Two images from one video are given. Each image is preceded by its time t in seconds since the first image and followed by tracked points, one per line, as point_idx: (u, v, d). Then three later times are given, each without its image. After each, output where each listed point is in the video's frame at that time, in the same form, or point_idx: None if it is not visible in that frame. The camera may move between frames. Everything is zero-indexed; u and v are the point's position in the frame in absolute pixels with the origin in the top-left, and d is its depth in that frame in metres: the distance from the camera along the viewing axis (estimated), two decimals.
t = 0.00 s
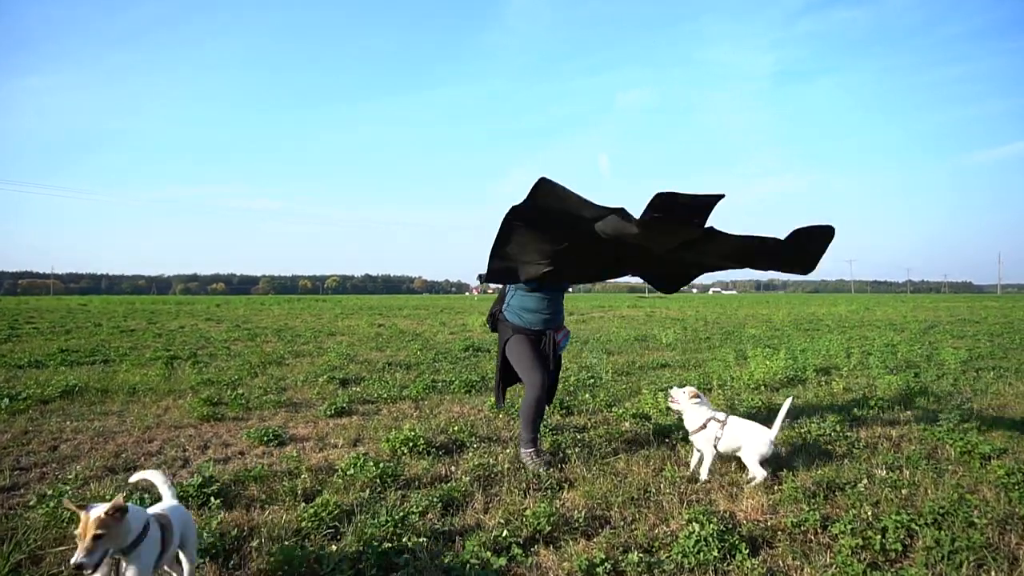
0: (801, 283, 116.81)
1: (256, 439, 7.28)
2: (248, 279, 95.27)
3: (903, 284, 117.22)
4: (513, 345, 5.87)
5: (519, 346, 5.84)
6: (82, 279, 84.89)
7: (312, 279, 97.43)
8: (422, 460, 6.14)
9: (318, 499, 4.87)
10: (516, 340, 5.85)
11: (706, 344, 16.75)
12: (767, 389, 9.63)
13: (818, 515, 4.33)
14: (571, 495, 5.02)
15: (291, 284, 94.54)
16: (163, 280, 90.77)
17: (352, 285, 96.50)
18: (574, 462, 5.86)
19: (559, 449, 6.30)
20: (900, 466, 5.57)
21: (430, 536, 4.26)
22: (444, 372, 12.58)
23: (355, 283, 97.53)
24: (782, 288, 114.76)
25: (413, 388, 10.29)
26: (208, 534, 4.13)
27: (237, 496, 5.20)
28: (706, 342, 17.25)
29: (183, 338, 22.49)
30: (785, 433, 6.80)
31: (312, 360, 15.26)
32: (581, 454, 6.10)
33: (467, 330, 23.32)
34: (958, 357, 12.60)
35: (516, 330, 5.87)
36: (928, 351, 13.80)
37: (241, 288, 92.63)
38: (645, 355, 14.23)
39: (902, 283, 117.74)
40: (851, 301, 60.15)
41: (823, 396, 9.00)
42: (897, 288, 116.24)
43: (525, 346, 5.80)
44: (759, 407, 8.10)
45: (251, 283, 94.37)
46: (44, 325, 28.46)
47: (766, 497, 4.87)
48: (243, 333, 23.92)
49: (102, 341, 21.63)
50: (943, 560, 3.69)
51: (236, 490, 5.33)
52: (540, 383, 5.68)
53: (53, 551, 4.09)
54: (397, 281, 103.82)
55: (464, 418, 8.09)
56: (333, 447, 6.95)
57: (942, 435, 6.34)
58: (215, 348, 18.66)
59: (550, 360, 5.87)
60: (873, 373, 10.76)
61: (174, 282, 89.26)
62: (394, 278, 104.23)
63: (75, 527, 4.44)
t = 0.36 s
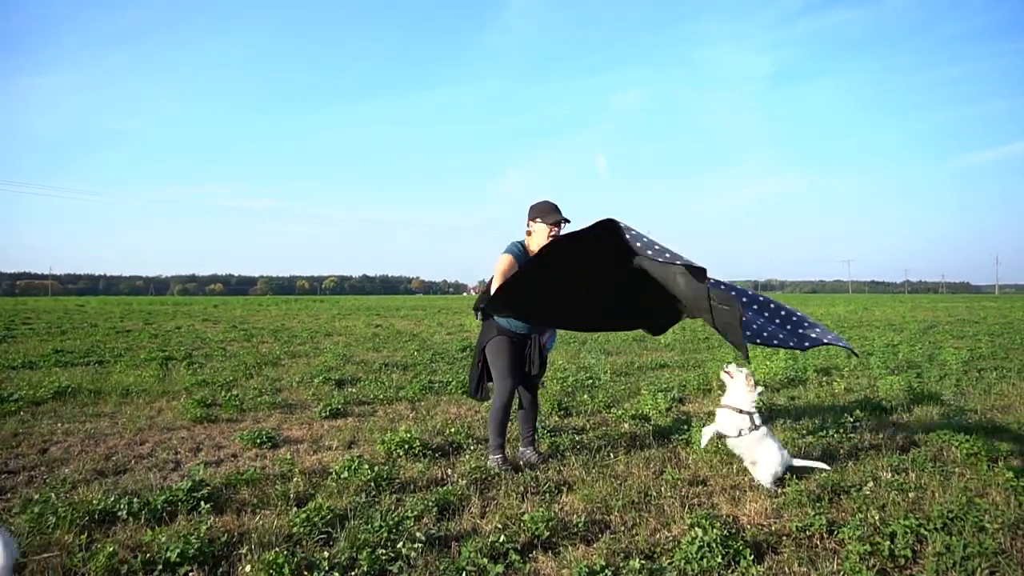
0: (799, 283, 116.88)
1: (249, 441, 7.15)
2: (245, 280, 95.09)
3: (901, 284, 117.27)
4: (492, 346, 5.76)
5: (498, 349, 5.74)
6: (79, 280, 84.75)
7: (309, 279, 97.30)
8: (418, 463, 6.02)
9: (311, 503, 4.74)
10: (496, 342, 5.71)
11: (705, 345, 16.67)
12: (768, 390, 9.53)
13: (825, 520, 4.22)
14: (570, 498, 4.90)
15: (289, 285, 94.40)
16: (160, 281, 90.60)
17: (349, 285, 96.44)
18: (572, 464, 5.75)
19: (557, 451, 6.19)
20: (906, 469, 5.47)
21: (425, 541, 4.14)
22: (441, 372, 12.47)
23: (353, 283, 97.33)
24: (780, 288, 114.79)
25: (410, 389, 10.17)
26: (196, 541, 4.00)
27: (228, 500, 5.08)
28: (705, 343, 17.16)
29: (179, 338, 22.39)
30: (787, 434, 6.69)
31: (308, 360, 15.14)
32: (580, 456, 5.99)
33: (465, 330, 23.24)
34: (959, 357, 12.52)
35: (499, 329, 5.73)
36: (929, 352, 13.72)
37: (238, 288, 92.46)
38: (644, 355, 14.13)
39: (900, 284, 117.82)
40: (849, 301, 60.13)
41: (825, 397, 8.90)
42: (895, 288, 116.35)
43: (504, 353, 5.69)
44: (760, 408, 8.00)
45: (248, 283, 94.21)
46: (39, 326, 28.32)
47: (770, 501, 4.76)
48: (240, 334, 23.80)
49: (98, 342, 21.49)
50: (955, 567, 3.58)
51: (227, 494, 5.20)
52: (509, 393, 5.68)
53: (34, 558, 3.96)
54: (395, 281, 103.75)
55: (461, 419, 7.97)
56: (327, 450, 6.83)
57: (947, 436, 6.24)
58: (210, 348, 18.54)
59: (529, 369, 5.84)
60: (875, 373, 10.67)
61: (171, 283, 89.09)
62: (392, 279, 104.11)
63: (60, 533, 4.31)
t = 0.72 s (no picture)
0: (781, 283, 117.97)
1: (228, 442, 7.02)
2: (227, 280, 94.17)
3: (880, 285, 118.85)
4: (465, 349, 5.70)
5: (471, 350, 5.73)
6: (56, 280, 83.36)
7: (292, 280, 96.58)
8: (401, 463, 5.93)
9: (291, 506, 4.64)
10: (466, 344, 5.74)
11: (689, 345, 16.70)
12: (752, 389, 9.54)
13: (811, 519, 4.19)
14: (555, 499, 4.84)
15: (272, 285, 93.58)
16: (141, 281, 89.49)
17: (333, 285, 95.82)
18: (558, 464, 5.70)
19: (542, 451, 6.14)
20: (890, 467, 5.47)
21: (408, 543, 4.06)
22: (425, 372, 12.36)
23: (336, 283, 96.76)
24: (762, 288, 115.91)
25: (393, 389, 10.07)
26: (171, 545, 3.88)
27: (206, 503, 4.96)
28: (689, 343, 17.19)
29: (158, 339, 22.11)
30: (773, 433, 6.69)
31: (290, 360, 14.97)
32: (565, 456, 5.94)
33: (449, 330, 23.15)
34: (939, 357, 12.64)
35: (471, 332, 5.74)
36: (910, 351, 13.84)
37: (220, 288, 91.52)
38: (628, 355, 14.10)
39: (879, 285, 119.38)
40: (830, 301, 60.71)
41: (808, 396, 8.92)
42: (875, 289, 117.81)
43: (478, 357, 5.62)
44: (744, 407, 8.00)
45: (230, 283, 93.27)
46: (14, 326, 27.79)
47: (756, 500, 4.73)
48: (221, 334, 23.52)
49: (74, 342, 21.10)
50: (943, 567, 3.56)
51: (205, 497, 5.08)
52: (485, 393, 5.66)
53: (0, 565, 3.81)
54: (379, 281, 103.29)
55: (445, 419, 7.88)
56: (309, 451, 6.72)
57: (930, 434, 6.26)
58: (190, 349, 18.28)
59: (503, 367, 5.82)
60: (857, 372, 10.74)
61: (151, 283, 87.99)
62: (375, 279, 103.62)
63: (29, 539, 4.16)
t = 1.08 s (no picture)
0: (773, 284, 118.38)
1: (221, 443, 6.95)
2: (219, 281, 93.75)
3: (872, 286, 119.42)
4: (455, 352, 5.66)
5: (461, 351, 5.69)
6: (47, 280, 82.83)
7: (285, 281, 96.28)
8: (395, 464, 5.89)
9: (283, 507, 4.58)
10: (455, 346, 5.70)
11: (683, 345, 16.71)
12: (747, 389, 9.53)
13: (809, 519, 4.17)
14: (551, 500, 4.81)
15: (265, 286, 93.27)
16: (133, 281, 89.08)
17: (326, 286, 95.59)
18: (553, 465, 5.66)
19: (538, 452, 6.09)
20: (886, 466, 5.45)
21: (402, 544, 4.02)
22: (418, 373, 12.31)
23: (329, 284, 96.52)
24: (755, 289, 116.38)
25: (387, 389, 10.02)
26: (162, 548, 3.83)
27: (198, 505, 4.90)
28: (683, 343, 17.19)
29: (150, 339, 22.22)
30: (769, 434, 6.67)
31: (283, 361, 14.90)
32: (561, 457, 5.90)
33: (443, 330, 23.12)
34: (932, 356, 12.68)
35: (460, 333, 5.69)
36: (903, 351, 13.88)
37: (213, 288, 91.13)
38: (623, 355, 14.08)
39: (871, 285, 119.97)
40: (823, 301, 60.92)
41: (803, 396, 8.92)
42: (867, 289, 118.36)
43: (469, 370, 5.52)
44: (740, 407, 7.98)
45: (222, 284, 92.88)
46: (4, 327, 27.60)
47: (753, 500, 4.71)
48: (213, 334, 23.41)
49: (65, 343, 20.97)
50: (941, 567, 3.54)
51: (196, 498, 5.02)
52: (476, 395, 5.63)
53: None
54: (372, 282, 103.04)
55: (439, 420, 7.83)
56: (302, 451, 6.67)
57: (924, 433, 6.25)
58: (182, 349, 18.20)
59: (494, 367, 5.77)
60: (851, 372, 10.74)
61: (143, 284, 87.52)
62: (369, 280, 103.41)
63: (17, 542, 4.10)
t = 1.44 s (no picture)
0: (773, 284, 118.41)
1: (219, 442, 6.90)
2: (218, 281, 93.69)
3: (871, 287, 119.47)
4: (454, 351, 5.63)
5: (459, 349, 5.66)
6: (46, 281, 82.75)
7: (284, 281, 96.24)
8: (395, 462, 5.85)
9: (281, 505, 4.54)
10: (453, 344, 5.67)
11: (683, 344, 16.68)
12: (747, 388, 9.49)
13: (811, 517, 4.14)
14: (551, 498, 4.77)
15: (264, 286, 93.15)
16: (133, 282, 89.06)
17: (325, 287, 95.51)
18: (553, 463, 5.62)
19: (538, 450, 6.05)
20: (888, 465, 5.42)
21: (401, 542, 3.98)
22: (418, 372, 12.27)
23: (328, 285, 96.46)
24: (754, 290, 116.35)
25: (386, 388, 9.97)
26: (158, 545, 3.79)
27: (195, 503, 4.86)
28: (682, 342, 17.16)
29: (149, 338, 22.11)
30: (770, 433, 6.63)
31: (282, 360, 14.86)
32: (561, 455, 5.86)
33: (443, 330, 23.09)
34: (932, 356, 12.65)
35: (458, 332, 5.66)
36: (903, 351, 13.85)
37: (212, 288, 91.05)
38: (622, 355, 14.05)
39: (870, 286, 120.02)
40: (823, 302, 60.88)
41: (804, 395, 8.88)
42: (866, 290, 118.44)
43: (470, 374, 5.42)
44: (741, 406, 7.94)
45: (221, 285, 92.79)
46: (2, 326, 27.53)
47: (755, 498, 4.68)
48: (212, 334, 23.36)
49: (64, 342, 20.93)
50: (944, 565, 3.51)
51: (194, 496, 4.98)
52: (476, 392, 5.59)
53: None
54: (371, 282, 103.04)
55: (439, 418, 7.79)
56: (301, 450, 6.62)
57: (926, 432, 6.22)
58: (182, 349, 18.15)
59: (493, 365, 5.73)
60: (852, 372, 10.71)
61: (142, 285, 87.44)
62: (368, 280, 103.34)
63: (12, 540, 4.05)
